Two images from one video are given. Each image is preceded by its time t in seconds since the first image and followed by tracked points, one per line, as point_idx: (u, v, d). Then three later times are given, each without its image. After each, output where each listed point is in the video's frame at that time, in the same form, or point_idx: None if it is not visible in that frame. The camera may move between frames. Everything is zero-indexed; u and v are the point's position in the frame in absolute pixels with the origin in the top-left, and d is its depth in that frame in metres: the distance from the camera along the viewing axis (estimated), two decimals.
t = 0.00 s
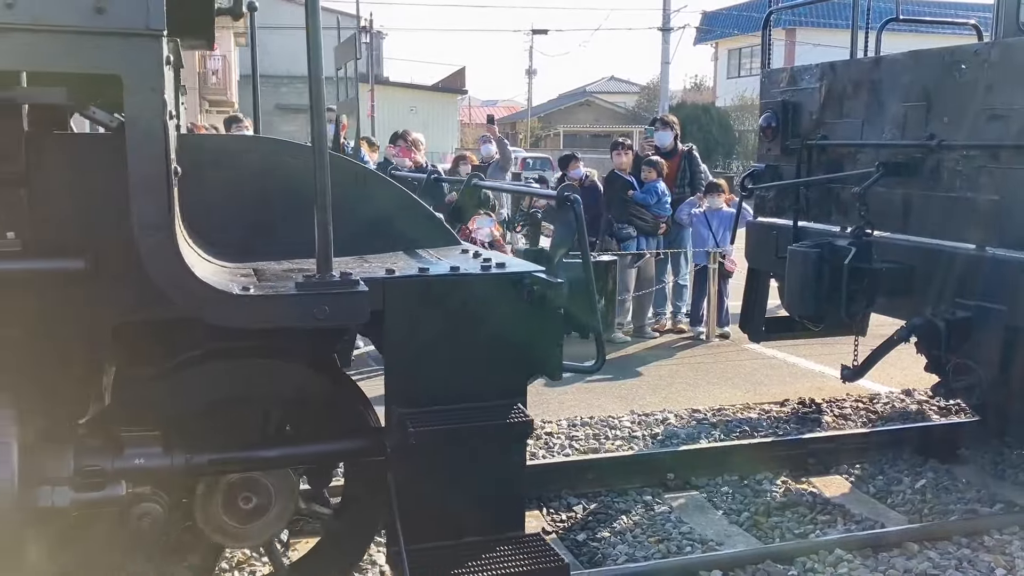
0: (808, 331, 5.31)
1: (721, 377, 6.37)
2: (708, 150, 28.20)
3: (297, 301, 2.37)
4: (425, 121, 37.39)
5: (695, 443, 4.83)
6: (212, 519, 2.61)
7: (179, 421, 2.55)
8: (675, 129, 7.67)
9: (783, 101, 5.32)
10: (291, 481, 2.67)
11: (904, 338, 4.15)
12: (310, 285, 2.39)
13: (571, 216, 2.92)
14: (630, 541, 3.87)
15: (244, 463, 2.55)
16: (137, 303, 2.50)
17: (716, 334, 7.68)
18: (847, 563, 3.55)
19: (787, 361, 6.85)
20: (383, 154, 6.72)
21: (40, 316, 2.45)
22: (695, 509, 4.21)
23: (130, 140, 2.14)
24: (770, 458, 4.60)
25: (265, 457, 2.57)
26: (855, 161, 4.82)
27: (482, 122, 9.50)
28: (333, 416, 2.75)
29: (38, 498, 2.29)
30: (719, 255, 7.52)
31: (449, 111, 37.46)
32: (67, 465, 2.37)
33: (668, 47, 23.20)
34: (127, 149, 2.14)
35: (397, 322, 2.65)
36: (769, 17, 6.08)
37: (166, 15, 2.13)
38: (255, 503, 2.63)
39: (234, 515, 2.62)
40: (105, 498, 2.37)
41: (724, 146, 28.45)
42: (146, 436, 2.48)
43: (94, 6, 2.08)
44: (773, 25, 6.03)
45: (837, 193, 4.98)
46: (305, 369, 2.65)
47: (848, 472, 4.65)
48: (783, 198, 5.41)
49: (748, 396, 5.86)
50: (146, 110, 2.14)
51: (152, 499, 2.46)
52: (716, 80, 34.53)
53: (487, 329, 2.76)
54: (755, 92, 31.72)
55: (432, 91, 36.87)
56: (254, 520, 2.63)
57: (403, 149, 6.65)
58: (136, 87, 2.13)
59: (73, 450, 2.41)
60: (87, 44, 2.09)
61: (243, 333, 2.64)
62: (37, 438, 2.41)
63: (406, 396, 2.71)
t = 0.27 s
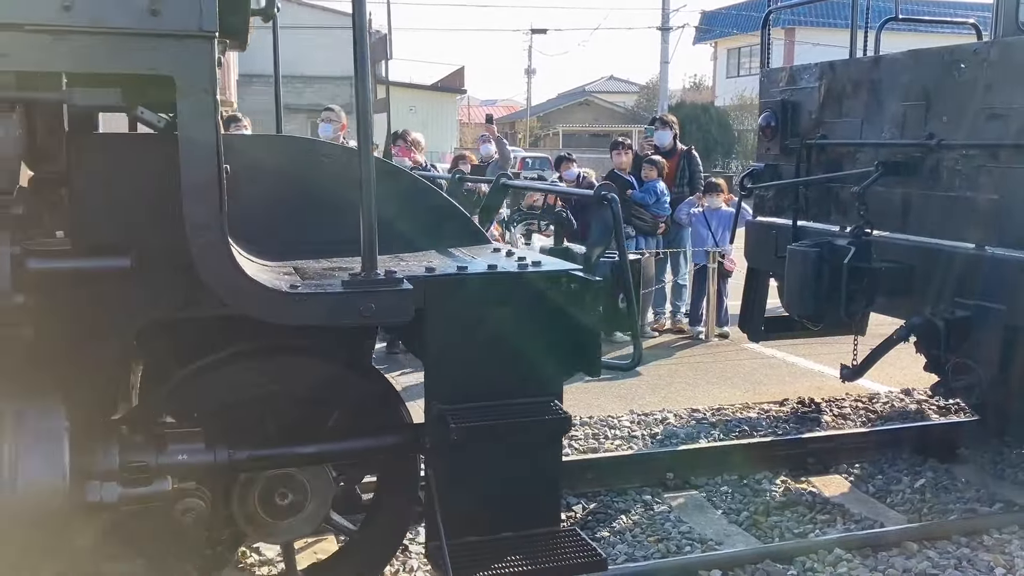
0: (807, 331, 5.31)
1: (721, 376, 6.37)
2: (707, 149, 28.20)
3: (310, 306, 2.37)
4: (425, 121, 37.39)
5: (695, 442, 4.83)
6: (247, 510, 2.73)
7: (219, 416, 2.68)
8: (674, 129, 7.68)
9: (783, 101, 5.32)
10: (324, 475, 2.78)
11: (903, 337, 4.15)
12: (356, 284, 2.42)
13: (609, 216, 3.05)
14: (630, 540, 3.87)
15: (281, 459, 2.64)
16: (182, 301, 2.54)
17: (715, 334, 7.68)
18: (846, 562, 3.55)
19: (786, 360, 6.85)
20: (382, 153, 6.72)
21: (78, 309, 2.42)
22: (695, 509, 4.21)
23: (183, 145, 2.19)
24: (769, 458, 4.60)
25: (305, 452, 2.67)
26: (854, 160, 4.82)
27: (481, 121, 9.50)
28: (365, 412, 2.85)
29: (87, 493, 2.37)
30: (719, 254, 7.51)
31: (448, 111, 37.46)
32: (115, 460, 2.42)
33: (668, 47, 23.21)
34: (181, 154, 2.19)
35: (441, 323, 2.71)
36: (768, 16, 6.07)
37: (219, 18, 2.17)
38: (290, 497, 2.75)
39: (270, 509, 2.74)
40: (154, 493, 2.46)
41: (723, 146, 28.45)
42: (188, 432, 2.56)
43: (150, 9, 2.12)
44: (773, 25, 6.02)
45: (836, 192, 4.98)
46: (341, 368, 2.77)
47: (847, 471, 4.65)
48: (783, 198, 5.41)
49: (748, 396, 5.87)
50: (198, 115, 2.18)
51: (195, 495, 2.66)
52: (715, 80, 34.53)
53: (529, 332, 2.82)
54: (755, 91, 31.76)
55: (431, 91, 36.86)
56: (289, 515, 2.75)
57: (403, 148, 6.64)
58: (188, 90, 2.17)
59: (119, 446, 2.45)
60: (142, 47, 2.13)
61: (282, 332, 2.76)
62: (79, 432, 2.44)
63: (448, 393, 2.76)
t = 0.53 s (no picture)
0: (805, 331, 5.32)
1: (719, 375, 6.37)
2: (706, 149, 28.20)
3: (338, 301, 2.54)
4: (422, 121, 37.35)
5: (694, 442, 4.83)
6: (281, 507, 2.77)
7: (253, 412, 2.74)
8: (672, 128, 7.68)
9: (781, 100, 5.32)
10: (354, 472, 2.83)
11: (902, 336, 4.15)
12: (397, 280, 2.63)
13: (642, 215, 3.21)
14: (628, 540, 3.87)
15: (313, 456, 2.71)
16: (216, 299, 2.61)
17: (713, 333, 7.69)
18: (844, 561, 3.56)
19: (784, 360, 6.86)
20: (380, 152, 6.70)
21: (121, 307, 2.53)
22: (693, 508, 4.22)
23: (228, 140, 2.34)
24: (768, 457, 4.60)
25: (336, 447, 2.75)
26: (852, 159, 4.83)
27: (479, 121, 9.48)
28: (394, 409, 2.94)
29: (130, 488, 2.47)
30: (716, 255, 7.55)
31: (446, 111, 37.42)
32: (153, 456, 2.52)
33: (666, 46, 23.20)
34: (227, 149, 2.35)
35: (476, 323, 2.85)
36: (766, 16, 6.07)
37: (263, 17, 2.30)
38: (323, 493, 2.78)
39: (305, 506, 2.78)
40: (191, 488, 2.54)
41: (721, 145, 28.45)
42: (223, 429, 2.64)
43: (197, 9, 2.25)
44: (770, 24, 6.02)
45: (834, 192, 4.99)
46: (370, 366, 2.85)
47: (845, 470, 4.66)
48: (781, 197, 5.41)
49: (746, 395, 5.87)
50: (242, 111, 2.33)
51: (232, 491, 2.68)
52: (713, 79, 34.52)
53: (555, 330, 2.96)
54: (753, 91, 31.74)
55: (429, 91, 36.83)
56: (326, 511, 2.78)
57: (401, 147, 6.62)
58: (233, 88, 2.32)
59: (157, 442, 2.57)
60: (189, 46, 2.26)
61: (317, 328, 2.83)
62: (120, 430, 2.57)
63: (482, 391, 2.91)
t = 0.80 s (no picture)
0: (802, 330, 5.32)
1: (716, 375, 6.37)
2: (702, 149, 28.22)
3: (378, 300, 2.59)
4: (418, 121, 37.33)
5: (690, 442, 4.83)
6: (312, 505, 2.79)
7: (288, 410, 2.70)
8: (668, 128, 7.67)
9: (777, 100, 5.32)
10: (384, 469, 2.86)
11: (897, 336, 4.15)
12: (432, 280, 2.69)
13: (672, 213, 3.17)
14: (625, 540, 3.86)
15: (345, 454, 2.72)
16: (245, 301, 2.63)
17: (709, 332, 7.70)
18: (841, 560, 3.56)
19: (781, 359, 6.87)
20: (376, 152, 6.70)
21: (162, 303, 2.56)
22: (690, 507, 4.22)
23: (271, 143, 2.38)
24: (765, 457, 4.60)
25: (369, 445, 2.75)
26: (848, 159, 4.83)
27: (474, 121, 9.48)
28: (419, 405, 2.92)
29: (171, 484, 2.51)
30: (713, 254, 7.57)
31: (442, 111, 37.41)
32: (192, 452, 2.57)
33: (663, 47, 23.20)
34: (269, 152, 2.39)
35: (505, 324, 2.92)
36: (761, 16, 6.07)
37: (307, 21, 2.32)
38: (353, 490, 2.82)
39: (336, 504, 2.80)
40: (230, 485, 2.59)
41: (717, 146, 28.47)
42: (259, 426, 2.65)
43: (243, 13, 2.27)
44: (766, 25, 6.03)
45: (831, 191, 5.00)
46: (401, 362, 2.82)
47: (842, 470, 4.66)
48: (777, 196, 5.41)
49: (743, 395, 5.87)
50: (286, 115, 2.36)
51: (270, 487, 2.66)
52: (709, 79, 34.55)
53: (582, 329, 3.02)
54: (749, 91, 31.79)
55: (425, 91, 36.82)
56: (356, 508, 2.81)
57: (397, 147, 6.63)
58: (277, 91, 2.35)
59: (195, 440, 2.60)
60: (235, 50, 2.28)
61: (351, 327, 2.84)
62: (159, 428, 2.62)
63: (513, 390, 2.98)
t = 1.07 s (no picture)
0: (796, 330, 5.33)
1: (710, 375, 6.38)
2: (696, 149, 28.24)
3: (415, 297, 2.58)
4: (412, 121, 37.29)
5: (685, 442, 4.82)
6: (339, 503, 2.78)
7: (317, 409, 2.74)
8: (661, 128, 7.67)
9: (771, 100, 5.32)
10: (410, 469, 2.85)
11: (891, 336, 4.14)
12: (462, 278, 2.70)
13: (699, 213, 3.16)
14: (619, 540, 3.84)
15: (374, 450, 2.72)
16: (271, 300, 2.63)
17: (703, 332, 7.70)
18: (836, 560, 3.56)
19: (775, 359, 6.87)
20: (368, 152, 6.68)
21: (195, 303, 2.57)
22: (685, 507, 4.22)
23: (309, 143, 2.41)
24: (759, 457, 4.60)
25: (397, 442, 2.75)
26: (842, 159, 4.84)
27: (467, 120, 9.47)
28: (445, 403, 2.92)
29: (205, 482, 2.46)
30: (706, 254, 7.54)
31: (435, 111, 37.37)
32: (224, 450, 2.56)
33: (657, 47, 23.20)
34: (308, 152, 2.41)
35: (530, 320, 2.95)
36: (754, 17, 6.07)
37: (345, 23, 2.37)
38: (379, 488, 2.81)
39: (360, 502, 2.80)
40: (264, 483, 2.58)
41: (711, 146, 28.50)
42: (290, 424, 2.66)
43: (283, 15, 2.31)
44: (759, 25, 6.03)
45: (824, 191, 5.00)
46: (424, 362, 2.83)
47: (836, 469, 4.67)
48: (771, 196, 5.41)
49: (737, 395, 5.88)
50: (324, 116, 2.39)
51: (301, 485, 2.70)
52: (703, 79, 34.57)
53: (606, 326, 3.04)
54: (743, 91, 31.83)
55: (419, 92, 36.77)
56: (380, 507, 2.80)
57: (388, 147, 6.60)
58: (314, 92, 2.39)
59: (228, 438, 2.60)
60: (274, 51, 2.33)
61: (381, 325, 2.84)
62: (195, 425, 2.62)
63: (542, 387, 3.03)
